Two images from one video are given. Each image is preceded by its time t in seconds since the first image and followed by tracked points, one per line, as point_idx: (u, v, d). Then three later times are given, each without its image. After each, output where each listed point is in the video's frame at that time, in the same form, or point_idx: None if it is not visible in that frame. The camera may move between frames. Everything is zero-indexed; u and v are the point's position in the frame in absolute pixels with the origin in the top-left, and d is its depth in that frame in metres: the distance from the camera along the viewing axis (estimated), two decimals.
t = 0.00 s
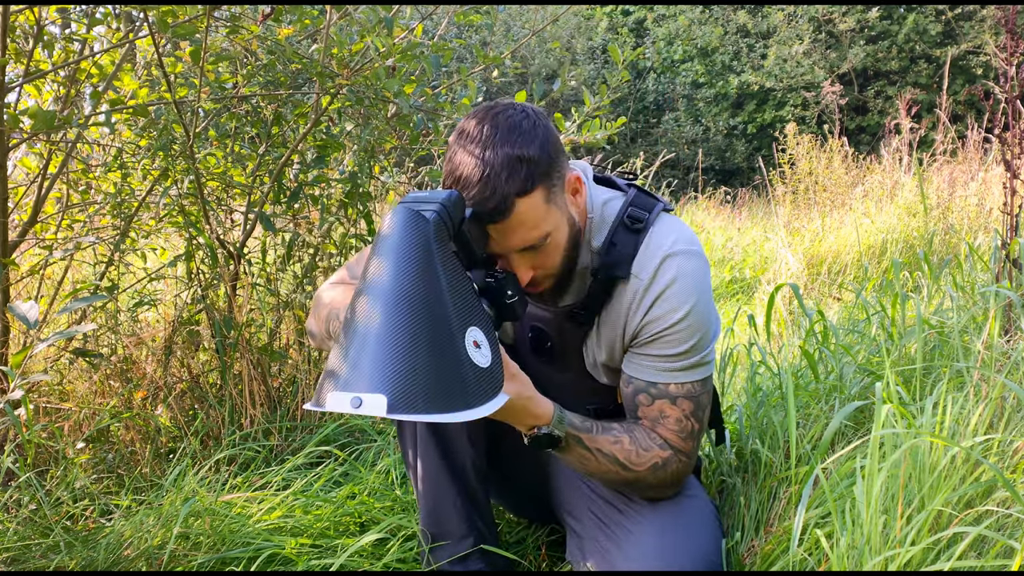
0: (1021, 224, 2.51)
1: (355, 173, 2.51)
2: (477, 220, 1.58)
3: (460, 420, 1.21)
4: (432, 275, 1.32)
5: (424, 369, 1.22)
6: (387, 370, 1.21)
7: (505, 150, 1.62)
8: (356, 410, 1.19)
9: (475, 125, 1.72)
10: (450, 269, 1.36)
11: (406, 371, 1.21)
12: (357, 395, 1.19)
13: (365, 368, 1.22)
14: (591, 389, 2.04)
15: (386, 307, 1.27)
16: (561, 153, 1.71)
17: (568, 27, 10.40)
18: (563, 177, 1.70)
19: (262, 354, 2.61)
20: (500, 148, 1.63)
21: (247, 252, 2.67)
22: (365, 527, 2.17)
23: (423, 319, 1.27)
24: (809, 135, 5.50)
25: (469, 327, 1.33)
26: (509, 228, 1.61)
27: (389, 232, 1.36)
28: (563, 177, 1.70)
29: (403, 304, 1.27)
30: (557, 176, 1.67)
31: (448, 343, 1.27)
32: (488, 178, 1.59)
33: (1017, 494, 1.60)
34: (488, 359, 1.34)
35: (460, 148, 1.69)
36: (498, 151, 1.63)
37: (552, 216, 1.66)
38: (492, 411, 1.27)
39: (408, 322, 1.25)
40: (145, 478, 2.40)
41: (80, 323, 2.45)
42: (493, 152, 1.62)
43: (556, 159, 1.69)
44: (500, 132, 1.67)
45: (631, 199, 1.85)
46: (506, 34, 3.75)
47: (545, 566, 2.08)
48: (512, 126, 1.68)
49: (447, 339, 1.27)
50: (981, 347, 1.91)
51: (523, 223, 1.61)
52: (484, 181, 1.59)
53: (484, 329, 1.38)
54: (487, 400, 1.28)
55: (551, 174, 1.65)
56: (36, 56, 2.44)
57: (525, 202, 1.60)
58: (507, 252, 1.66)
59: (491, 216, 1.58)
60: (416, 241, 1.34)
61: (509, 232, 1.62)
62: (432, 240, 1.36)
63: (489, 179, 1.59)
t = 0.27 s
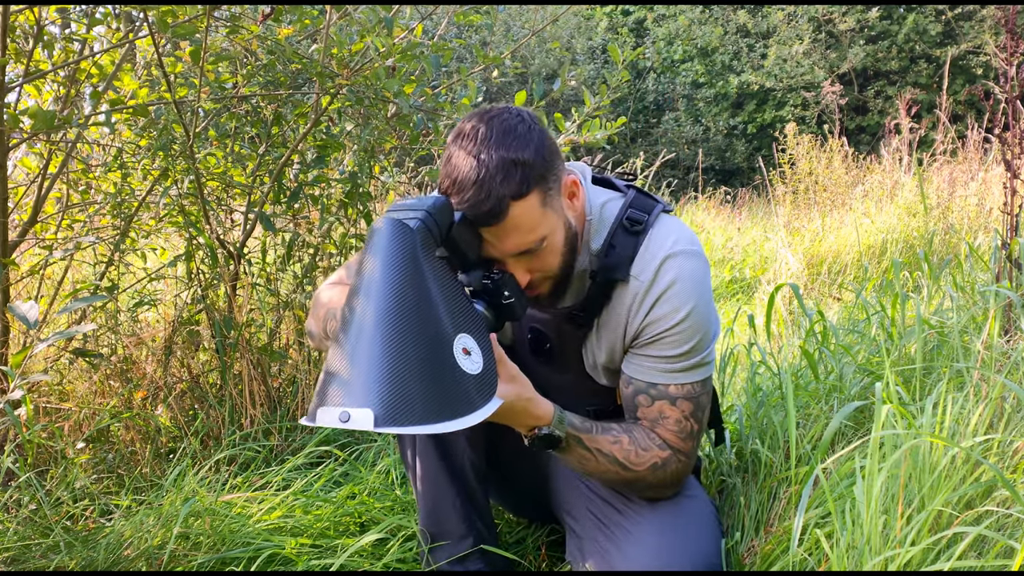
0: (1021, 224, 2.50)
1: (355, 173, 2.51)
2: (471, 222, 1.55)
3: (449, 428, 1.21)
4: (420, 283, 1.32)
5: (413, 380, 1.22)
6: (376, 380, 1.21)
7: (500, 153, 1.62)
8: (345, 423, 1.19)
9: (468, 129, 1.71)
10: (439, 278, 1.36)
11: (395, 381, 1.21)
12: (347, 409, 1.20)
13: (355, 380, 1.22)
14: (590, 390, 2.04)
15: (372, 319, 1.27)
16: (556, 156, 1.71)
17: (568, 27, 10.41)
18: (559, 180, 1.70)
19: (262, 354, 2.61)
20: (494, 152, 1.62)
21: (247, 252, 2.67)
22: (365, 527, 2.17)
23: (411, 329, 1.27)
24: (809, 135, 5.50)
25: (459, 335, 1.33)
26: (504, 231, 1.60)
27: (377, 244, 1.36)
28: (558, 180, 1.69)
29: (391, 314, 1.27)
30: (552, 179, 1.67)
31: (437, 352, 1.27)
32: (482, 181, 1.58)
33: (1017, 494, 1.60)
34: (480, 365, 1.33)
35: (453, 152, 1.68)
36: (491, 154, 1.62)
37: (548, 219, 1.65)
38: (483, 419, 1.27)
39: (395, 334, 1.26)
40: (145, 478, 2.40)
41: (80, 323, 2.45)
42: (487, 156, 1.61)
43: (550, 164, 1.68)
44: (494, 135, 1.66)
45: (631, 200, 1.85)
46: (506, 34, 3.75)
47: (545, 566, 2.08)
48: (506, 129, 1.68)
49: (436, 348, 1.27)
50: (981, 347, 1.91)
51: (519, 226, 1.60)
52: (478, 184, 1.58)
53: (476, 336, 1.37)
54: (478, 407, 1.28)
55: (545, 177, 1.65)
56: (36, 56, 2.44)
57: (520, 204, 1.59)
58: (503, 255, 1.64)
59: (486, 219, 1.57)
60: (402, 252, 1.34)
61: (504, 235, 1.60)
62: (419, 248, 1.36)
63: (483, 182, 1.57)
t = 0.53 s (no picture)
0: (1021, 224, 2.50)
1: (355, 173, 2.51)
2: (467, 227, 1.55)
3: (446, 433, 1.21)
4: (414, 289, 1.32)
5: (409, 387, 1.23)
6: (372, 387, 1.22)
7: (494, 156, 1.61)
8: (343, 432, 1.20)
9: (462, 134, 1.71)
10: (434, 283, 1.36)
11: (391, 388, 1.22)
12: (344, 417, 1.21)
13: (351, 388, 1.23)
14: (590, 391, 2.05)
15: (367, 327, 1.28)
16: (552, 158, 1.70)
17: (568, 27, 10.41)
18: (556, 182, 1.69)
19: (262, 354, 2.61)
20: (490, 154, 1.61)
21: (247, 252, 2.67)
22: (365, 527, 2.17)
23: (406, 335, 1.27)
24: (809, 135, 5.50)
25: (455, 340, 1.32)
26: (500, 234, 1.59)
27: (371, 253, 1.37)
28: (555, 182, 1.68)
29: (386, 321, 1.28)
30: (548, 181, 1.66)
31: (433, 358, 1.27)
32: (477, 184, 1.57)
33: (1017, 494, 1.60)
34: (479, 369, 1.33)
35: (448, 156, 1.67)
36: (487, 157, 1.61)
37: (545, 222, 1.64)
38: (481, 422, 1.26)
39: (390, 341, 1.26)
40: (145, 478, 2.41)
41: (81, 323, 2.45)
42: (482, 158, 1.61)
43: (548, 166, 1.67)
44: (489, 139, 1.66)
45: (629, 202, 1.85)
46: (506, 34, 3.75)
47: (545, 566, 2.08)
48: (501, 132, 1.67)
49: (432, 354, 1.27)
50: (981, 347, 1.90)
51: (515, 229, 1.59)
52: (473, 187, 1.57)
53: (474, 339, 1.37)
54: (476, 411, 1.27)
55: (542, 180, 1.64)
56: (36, 57, 2.44)
57: (517, 208, 1.58)
58: (500, 258, 1.64)
59: (481, 222, 1.56)
60: (396, 260, 1.35)
61: (501, 238, 1.60)
62: (413, 255, 1.37)
63: (478, 185, 1.57)
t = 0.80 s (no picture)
0: (1021, 224, 2.50)
1: (355, 173, 2.51)
2: (466, 227, 1.55)
3: (448, 433, 1.21)
4: (415, 290, 1.32)
5: (411, 388, 1.23)
6: (374, 389, 1.22)
7: (491, 156, 1.62)
8: (345, 434, 1.20)
9: (458, 136, 1.72)
10: (434, 284, 1.36)
11: (392, 389, 1.22)
12: (346, 419, 1.21)
13: (353, 390, 1.23)
14: (589, 393, 2.05)
15: (369, 328, 1.28)
16: (549, 157, 1.70)
17: (568, 27, 10.41)
18: (554, 183, 1.69)
19: (262, 354, 2.61)
20: (487, 155, 1.62)
21: (247, 252, 2.67)
22: (365, 527, 2.17)
23: (407, 337, 1.27)
24: (809, 135, 5.50)
25: (457, 341, 1.32)
26: (499, 234, 1.59)
27: (371, 255, 1.37)
28: (553, 182, 1.68)
29: (386, 321, 1.28)
30: (546, 180, 1.65)
31: (435, 359, 1.27)
32: (474, 184, 1.58)
33: (1017, 494, 1.60)
34: (480, 369, 1.33)
35: (445, 157, 1.68)
36: (484, 158, 1.62)
37: (543, 221, 1.63)
38: (483, 423, 1.26)
39: (392, 342, 1.26)
40: (145, 478, 2.40)
41: (80, 323, 2.45)
42: (479, 159, 1.61)
43: (545, 166, 1.68)
44: (485, 139, 1.66)
45: (628, 202, 1.85)
46: (506, 34, 3.75)
47: (545, 566, 2.08)
48: (497, 133, 1.68)
49: (433, 355, 1.27)
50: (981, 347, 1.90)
51: (513, 229, 1.59)
52: (471, 187, 1.58)
53: (475, 340, 1.37)
54: (478, 411, 1.28)
55: (539, 179, 1.64)
56: (36, 57, 2.45)
57: (515, 207, 1.58)
58: (499, 259, 1.64)
59: (480, 222, 1.56)
60: (397, 261, 1.35)
61: (499, 239, 1.60)
62: (413, 256, 1.37)
63: (475, 185, 1.57)
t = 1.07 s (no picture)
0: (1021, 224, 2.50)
1: (355, 173, 2.51)
2: (464, 236, 1.55)
3: (444, 443, 1.21)
4: (411, 299, 1.32)
5: (406, 397, 1.22)
6: (369, 398, 1.21)
7: (488, 163, 1.61)
8: (340, 443, 1.20)
9: (455, 143, 1.71)
10: (430, 292, 1.36)
11: (388, 398, 1.21)
12: (341, 428, 1.21)
13: (348, 399, 1.23)
14: (589, 395, 2.05)
15: (364, 337, 1.28)
16: (546, 164, 1.69)
17: (568, 27, 10.41)
18: (551, 188, 1.68)
19: (262, 354, 2.61)
20: (483, 163, 1.61)
21: (247, 252, 2.67)
22: (365, 527, 2.17)
23: (402, 345, 1.27)
24: (809, 135, 5.50)
25: (452, 349, 1.32)
26: (496, 242, 1.58)
27: (366, 262, 1.37)
28: (550, 188, 1.67)
29: (382, 331, 1.27)
30: (543, 186, 1.65)
31: (430, 368, 1.27)
32: (470, 193, 1.57)
33: (1017, 494, 1.60)
34: (475, 378, 1.33)
35: (441, 164, 1.67)
36: (480, 166, 1.61)
37: (540, 228, 1.63)
38: (479, 432, 1.26)
39: (387, 351, 1.26)
40: (145, 478, 2.40)
41: (80, 323, 2.45)
42: (475, 167, 1.61)
43: (542, 172, 1.67)
44: (482, 147, 1.66)
45: (628, 204, 1.85)
46: (506, 34, 3.75)
47: (545, 566, 2.08)
48: (493, 140, 1.67)
49: (429, 364, 1.27)
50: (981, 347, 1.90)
51: (511, 237, 1.58)
52: (467, 196, 1.57)
53: (470, 348, 1.37)
54: (473, 420, 1.28)
55: (535, 186, 1.63)
56: (36, 57, 2.44)
57: (511, 215, 1.57)
58: (497, 267, 1.63)
59: (477, 231, 1.56)
60: (392, 269, 1.34)
61: (496, 247, 1.59)
62: (409, 264, 1.36)
63: (472, 194, 1.57)
